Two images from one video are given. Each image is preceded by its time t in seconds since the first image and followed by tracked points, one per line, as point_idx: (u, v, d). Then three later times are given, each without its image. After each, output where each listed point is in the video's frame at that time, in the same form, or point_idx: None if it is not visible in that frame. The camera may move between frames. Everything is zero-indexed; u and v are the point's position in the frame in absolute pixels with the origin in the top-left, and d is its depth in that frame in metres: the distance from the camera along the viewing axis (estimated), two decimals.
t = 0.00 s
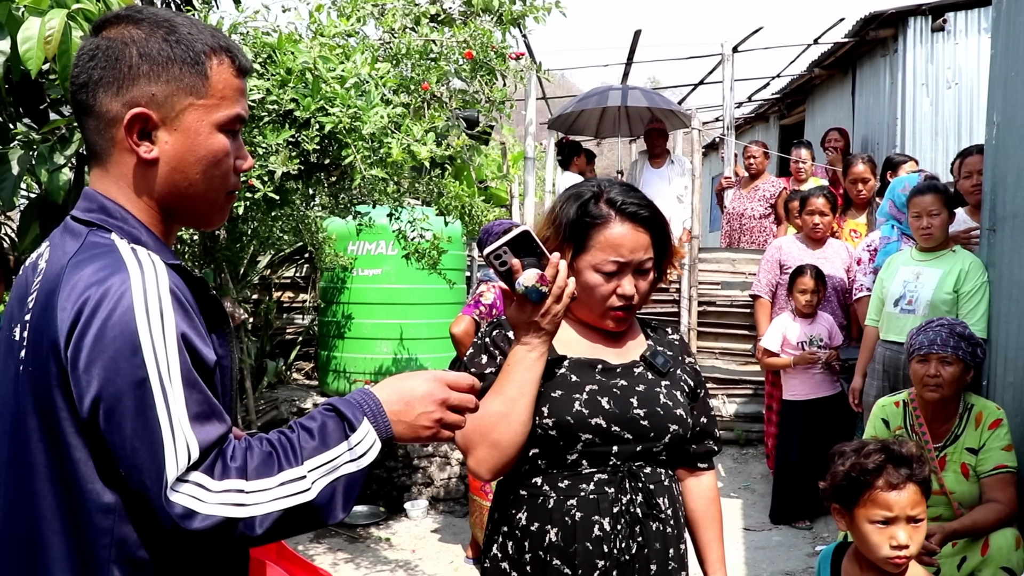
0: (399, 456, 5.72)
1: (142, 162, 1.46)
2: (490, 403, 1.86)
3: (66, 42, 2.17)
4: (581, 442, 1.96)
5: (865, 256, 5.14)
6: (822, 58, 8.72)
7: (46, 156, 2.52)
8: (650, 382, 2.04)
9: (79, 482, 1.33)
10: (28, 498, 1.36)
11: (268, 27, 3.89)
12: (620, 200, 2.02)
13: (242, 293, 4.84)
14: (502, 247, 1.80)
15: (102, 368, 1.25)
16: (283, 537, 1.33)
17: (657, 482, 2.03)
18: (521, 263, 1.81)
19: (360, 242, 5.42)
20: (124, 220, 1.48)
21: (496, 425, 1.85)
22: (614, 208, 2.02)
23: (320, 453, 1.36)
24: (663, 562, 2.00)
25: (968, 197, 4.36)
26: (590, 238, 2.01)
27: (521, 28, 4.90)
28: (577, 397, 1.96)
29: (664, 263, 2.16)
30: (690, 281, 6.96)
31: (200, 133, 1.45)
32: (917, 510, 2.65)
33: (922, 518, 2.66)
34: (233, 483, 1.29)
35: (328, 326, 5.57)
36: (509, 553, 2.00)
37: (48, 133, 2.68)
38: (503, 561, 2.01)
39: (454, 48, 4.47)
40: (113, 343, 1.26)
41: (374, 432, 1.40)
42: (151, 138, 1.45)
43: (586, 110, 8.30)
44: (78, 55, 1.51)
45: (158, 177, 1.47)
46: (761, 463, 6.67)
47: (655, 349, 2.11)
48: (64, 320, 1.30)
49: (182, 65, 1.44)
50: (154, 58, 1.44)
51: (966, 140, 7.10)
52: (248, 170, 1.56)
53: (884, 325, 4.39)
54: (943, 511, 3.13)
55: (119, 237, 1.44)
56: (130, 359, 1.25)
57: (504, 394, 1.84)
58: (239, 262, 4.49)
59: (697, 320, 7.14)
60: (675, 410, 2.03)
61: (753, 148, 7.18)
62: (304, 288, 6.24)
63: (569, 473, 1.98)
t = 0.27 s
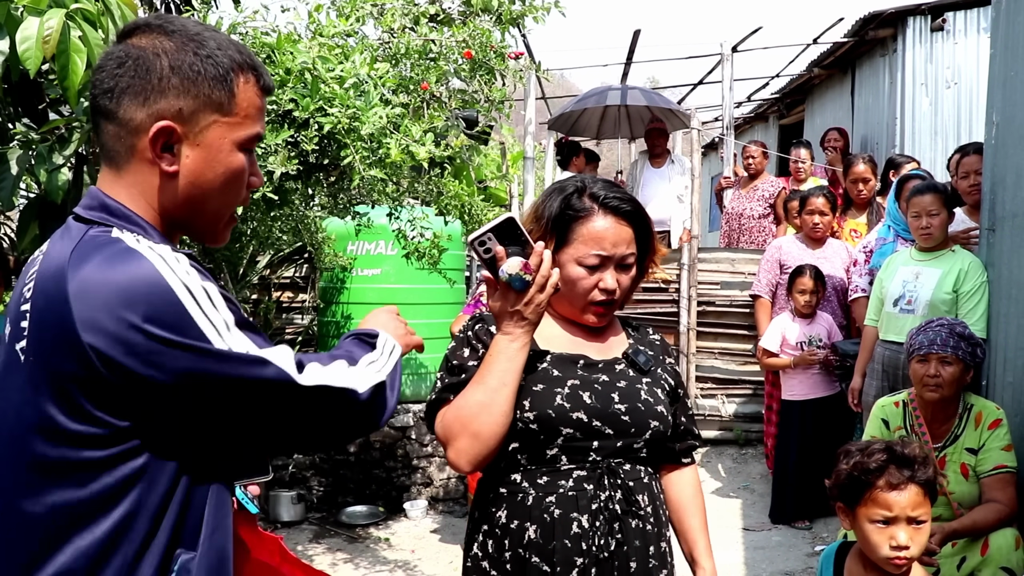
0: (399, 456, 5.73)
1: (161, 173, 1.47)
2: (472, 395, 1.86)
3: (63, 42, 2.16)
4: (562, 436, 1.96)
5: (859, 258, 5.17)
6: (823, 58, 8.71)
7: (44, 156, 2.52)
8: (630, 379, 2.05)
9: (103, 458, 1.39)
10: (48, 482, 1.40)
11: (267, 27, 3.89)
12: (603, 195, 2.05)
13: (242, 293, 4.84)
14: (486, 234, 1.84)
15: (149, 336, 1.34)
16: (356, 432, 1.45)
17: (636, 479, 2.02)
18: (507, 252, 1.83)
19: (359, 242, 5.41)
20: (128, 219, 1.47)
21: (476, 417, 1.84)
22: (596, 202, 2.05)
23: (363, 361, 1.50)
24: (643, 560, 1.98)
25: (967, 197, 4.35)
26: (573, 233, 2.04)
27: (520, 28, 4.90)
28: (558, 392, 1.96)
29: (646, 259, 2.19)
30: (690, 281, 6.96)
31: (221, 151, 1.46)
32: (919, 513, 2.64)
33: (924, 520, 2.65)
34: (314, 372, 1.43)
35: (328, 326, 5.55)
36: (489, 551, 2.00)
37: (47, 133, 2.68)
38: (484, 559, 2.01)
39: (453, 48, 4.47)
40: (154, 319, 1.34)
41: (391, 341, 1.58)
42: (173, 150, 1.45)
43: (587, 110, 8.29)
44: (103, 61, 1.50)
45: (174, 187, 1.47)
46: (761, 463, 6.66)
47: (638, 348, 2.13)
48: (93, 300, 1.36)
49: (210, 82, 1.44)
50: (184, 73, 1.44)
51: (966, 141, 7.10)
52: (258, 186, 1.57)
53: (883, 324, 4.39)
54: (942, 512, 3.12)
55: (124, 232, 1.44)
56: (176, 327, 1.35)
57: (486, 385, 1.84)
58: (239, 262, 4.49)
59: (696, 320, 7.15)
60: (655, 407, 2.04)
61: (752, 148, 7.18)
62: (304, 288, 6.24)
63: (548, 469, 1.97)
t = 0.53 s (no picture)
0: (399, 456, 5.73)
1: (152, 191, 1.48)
2: (441, 388, 1.84)
3: (63, 41, 2.16)
4: (530, 431, 2.05)
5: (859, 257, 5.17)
6: (823, 58, 8.71)
7: (43, 156, 2.51)
8: (601, 373, 2.11)
9: (100, 460, 1.37)
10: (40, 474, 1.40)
11: (266, 27, 3.88)
12: (578, 189, 2.12)
13: (241, 293, 4.84)
14: (456, 228, 1.88)
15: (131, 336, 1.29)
16: (297, 508, 1.31)
17: (605, 476, 2.10)
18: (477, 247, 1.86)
19: (359, 243, 5.42)
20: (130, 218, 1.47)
21: (442, 410, 1.83)
22: (571, 196, 2.12)
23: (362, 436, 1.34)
24: (609, 556, 2.07)
25: (966, 197, 4.35)
26: (546, 224, 2.11)
27: (520, 28, 4.90)
28: (527, 387, 2.05)
29: (620, 253, 2.25)
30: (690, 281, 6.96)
31: (211, 190, 1.46)
32: (919, 512, 2.63)
33: (925, 520, 2.64)
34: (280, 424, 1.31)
35: (328, 325, 5.58)
36: (457, 544, 2.10)
37: (46, 133, 2.67)
38: (454, 552, 2.10)
39: (453, 48, 4.46)
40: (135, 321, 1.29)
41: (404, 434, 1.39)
42: (171, 172, 1.47)
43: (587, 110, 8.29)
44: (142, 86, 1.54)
45: (161, 212, 1.48)
46: (760, 463, 6.66)
47: (610, 342, 2.18)
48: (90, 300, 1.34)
49: (221, 126, 1.45)
50: (200, 111, 1.46)
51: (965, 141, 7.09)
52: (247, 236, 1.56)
53: (883, 324, 4.38)
54: (943, 511, 3.12)
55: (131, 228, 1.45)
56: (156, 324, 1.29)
57: (454, 377, 1.84)
58: (239, 262, 4.49)
59: (696, 320, 7.15)
60: (624, 401, 2.10)
61: (752, 148, 7.18)
62: (303, 288, 6.22)
63: (515, 464, 2.07)
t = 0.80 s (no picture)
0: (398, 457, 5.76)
1: (135, 194, 1.52)
2: (411, 390, 1.92)
3: (60, 41, 2.16)
4: (499, 431, 1.98)
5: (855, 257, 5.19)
6: (821, 58, 8.71)
7: (41, 156, 2.51)
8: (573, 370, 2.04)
9: (60, 461, 1.37)
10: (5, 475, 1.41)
11: (265, 27, 3.89)
12: (551, 182, 2.10)
13: (241, 294, 4.84)
14: (431, 237, 1.85)
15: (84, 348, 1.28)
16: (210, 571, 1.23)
17: (578, 475, 2.01)
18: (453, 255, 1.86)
19: (358, 243, 5.45)
20: (123, 229, 1.50)
21: (419, 412, 1.89)
22: (540, 190, 2.10)
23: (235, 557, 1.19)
24: (580, 557, 1.98)
25: (965, 196, 4.35)
26: (517, 219, 2.10)
27: (518, 28, 4.90)
28: (497, 386, 1.98)
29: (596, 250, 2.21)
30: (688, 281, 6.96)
31: (183, 184, 1.47)
32: (891, 509, 2.62)
33: (901, 519, 2.62)
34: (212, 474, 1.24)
35: (325, 326, 5.57)
36: (433, 543, 2.02)
37: (45, 133, 2.67)
38: (428, 551, 2.03)
39: (452, 48, 4.47)
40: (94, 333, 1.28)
41: None
42: (147, 173, 1.50)
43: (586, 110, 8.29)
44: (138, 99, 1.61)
45: (142, 212, 1.51)
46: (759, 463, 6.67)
47: (580, 335, 2.11)
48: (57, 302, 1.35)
49: (189, 120, 1.48)
50: (172, 110, 1.50)
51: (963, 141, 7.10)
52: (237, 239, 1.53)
53: (880, 324, 4.39)
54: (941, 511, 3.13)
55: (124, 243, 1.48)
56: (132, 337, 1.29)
57: (430, 382, 1.88)
58: (238, 262, 4.48)
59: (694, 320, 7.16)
60: (596, 397, 2.02)
61: (750, 148, 7.18)
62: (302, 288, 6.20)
63: (487, 464, 1.99)
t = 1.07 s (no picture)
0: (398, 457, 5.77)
1: (126, 195, 1.53)
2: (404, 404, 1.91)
3: (61, 41, 2.16)
4: (503, 443, 1.94)
5: (853, 254, 5.15)
6: (820, 58, 8.72)
7: (42, 156, 2.51)
8: (577, 377, 1.99)
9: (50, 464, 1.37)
10: None
11: (264, 27, 3.88)
12: (550, 178, 2.03)
13: (240, 294, 4.84)
14: (407, 257, 1.78)
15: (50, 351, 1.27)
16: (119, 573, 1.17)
17: (584, 485, 1.98)
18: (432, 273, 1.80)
19: (358, 243, 5.45)
20: (107, 230, 1.51)
21: (410, 429, 1.88)
22: (544, 187, 2.03)
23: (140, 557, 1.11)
24: (586, 567, 1.96)
25: (965, 196, 4.35)
26: (514, 215, 2.02)
27: (518, 28, 4.91)
28: (499, 398, 1.95)
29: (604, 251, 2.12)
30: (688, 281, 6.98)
31: (169, 185, 1.47)
32: (871, 498, 2.67)
33: (879, 511, 2.66)
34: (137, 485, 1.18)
35: (325, 326, 5.57)
36: (436, 551, 2.00)
37: (45, 133, 2.66)
38: (432, 558, 2.00)
39: (451, 48, 4.48)
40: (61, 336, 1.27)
41: None
42: (138, 173, 1.51)
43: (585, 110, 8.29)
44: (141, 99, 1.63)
45: (132, 213, 1.52)
46: (759, 463, 6.67)
47: (587, 338, 2.05)
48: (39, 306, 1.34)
49: (178, 122, 1.48)
50: (164, 110, 1.50)
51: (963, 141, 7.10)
52: (227, 244, 1.52)
53: (879, 324, 4.38)
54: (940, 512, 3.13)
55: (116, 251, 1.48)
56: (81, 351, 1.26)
57: (419, 399, 1.86)
58: (237, 261, 4.47)
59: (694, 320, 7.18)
60: (601, 406, 1.98)
61: (750, 148, 7.18)
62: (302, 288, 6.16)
63: (492, 474, 1.96)
